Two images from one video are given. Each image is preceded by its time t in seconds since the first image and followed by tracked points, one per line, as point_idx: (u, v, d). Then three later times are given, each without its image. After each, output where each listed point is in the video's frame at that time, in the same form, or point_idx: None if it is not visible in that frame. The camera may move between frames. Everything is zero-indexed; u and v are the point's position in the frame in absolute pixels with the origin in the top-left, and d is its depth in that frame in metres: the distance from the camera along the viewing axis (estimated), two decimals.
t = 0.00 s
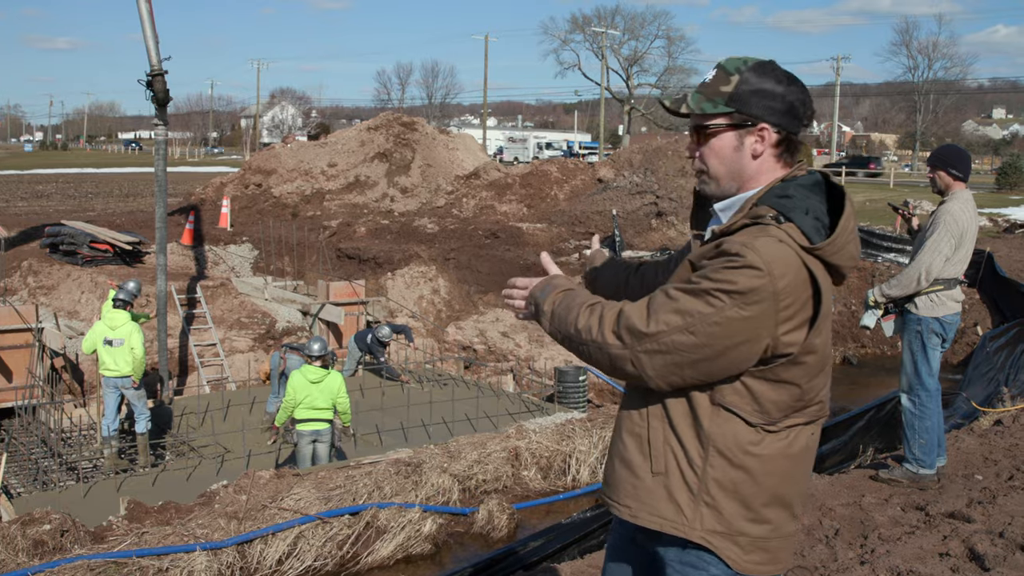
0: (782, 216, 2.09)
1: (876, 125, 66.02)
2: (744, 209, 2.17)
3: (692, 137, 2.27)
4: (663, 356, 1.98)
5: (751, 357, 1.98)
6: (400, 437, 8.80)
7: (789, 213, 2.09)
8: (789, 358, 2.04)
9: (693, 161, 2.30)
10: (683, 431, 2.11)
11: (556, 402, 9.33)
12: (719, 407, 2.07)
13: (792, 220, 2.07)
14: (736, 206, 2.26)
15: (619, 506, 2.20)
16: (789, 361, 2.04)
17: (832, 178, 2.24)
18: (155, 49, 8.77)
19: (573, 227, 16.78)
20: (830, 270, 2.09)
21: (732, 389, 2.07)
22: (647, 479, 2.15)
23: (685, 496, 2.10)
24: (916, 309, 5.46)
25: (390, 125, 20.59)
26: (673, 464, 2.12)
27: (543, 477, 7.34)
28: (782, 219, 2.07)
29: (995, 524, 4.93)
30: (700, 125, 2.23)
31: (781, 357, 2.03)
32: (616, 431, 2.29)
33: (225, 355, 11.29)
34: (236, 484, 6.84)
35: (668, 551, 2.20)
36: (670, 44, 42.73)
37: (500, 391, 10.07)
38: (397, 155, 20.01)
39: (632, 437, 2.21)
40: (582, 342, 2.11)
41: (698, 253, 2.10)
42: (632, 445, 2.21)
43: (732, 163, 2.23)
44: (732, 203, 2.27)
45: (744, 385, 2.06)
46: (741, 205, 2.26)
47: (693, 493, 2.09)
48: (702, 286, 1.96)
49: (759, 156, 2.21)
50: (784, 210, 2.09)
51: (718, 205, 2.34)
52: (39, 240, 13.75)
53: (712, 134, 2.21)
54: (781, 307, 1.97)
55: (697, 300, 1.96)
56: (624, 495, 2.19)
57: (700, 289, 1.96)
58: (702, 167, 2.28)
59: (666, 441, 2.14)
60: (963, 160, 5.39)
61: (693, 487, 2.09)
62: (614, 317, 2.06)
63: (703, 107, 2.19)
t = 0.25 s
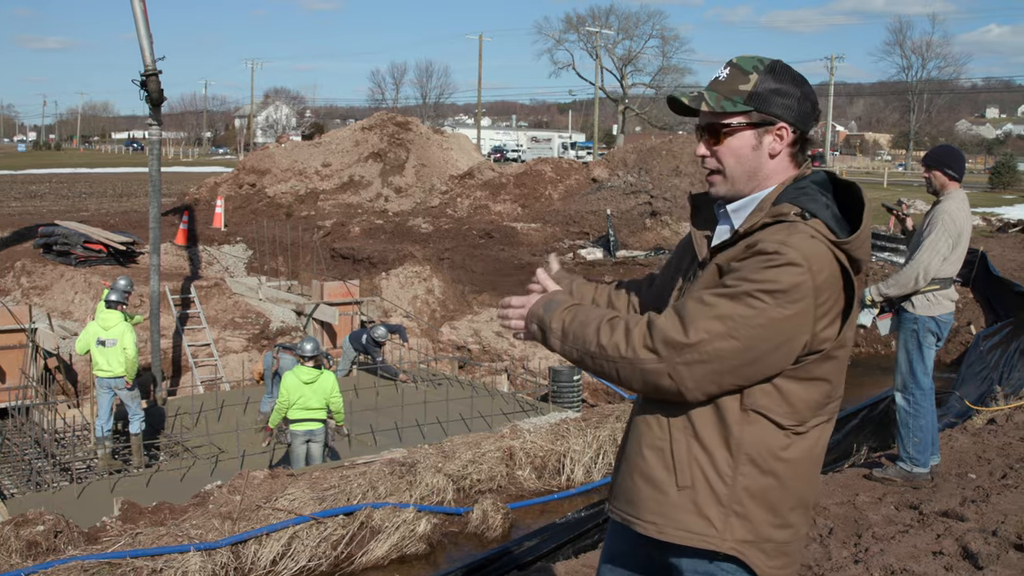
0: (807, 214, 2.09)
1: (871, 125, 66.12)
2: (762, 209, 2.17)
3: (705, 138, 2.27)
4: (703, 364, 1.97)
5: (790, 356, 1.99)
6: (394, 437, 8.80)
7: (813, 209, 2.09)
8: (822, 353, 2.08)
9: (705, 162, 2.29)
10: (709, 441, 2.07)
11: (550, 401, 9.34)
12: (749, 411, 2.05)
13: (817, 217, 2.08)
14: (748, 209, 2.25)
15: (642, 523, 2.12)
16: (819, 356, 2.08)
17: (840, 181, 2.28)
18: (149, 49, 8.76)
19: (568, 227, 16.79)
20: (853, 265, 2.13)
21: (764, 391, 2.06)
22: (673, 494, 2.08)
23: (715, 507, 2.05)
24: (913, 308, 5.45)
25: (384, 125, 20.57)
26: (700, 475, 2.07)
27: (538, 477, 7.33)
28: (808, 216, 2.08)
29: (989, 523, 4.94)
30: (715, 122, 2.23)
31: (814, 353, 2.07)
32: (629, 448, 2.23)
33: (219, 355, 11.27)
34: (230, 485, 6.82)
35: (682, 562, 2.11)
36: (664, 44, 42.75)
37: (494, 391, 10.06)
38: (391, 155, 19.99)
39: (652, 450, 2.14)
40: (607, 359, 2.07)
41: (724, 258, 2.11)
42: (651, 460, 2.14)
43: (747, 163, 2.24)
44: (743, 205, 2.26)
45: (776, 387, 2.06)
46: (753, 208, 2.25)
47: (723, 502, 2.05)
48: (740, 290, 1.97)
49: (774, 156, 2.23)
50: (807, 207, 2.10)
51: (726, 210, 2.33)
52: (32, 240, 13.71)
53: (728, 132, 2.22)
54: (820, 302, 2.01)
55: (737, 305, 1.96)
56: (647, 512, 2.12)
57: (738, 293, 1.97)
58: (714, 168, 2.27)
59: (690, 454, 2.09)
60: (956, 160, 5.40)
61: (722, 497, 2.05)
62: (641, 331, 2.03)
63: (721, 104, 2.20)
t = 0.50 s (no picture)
0: (821, 208, 2.10)
1: (865, 122, 66.20)
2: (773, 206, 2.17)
3: (711, 134, 2.25)
4: (743, 368, 1.92)
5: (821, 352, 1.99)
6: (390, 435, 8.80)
7: (825, 204, 2.11)
8: (842, 346, 2.10)
9: (709, 159, 2.28)
10: (736, 445, 2.03)
11: (547, 400, 9.35)
12: (775, 410, 2.03)
13: (831, 211, 2.09)
14: (755, 208, 2.26)
15: (671, 532, 2.07)
16: (840, 349, 2.09)
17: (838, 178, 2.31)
18: (143, 49, 8.74)
19: (563, 226, 16.79)
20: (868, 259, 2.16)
21: (790, 389, 2.04)
22: (703, 500, 2.04)
23: (746, 509, 2.02)
24: (911, 305, 5.46)
25: (378, 124, 20.56)
26: (728, 480, 2.03)
27: (534, 476, 7.34)
28: (822, 211, 2.09)
29: (985, 519, 4.95)
30: (722, 118, 2.22)
31: (836, 346, 2.08)
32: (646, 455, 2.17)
33: (215, 355, 11.26)
34: (226, 485, 6.82)
35: (704, 564, 2.09)
36: (659, 42, 42.77)
37: (490, 390, 10.06)
38: (386, 154, 19.98)
39: (677, 458, 2.09)
40: (640, 369, 1.99)
41: (746, 257, 2.09)
42: (676, 467, 2.09)
43: (754, 159, 2.24)
44: (750, 203, 2.27)
45: (801, 383, 2.05)
46: (760, 205, 2.26)
47: (754, 504, 2.03)
48: (773, 288, 1.95)
49: (781, 152, 2.24)
50: (818, 202, 2.11)
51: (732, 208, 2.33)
52: (27, 241, 13.68)
53: (736, 128, 2.22)
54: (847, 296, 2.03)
55: (772, 304, 1.94)
56: (675, 520, 2.07)
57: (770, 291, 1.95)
58: (720, 166, 2.26)
59: (717, 458, 2.04)
60: (953, 159, 5.41)
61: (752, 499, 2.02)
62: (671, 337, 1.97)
63: (730, 99, 2.19)
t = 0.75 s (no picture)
0: (821, 204, 2.14)
1: (865, 121, 66.20)
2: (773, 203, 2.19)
3: (712, 127, 2.23)
4: (849, 404, 1.93)
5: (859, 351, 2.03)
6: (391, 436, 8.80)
7: (823, 199, 2.15)
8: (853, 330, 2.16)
9: (710, 153, 2.26)
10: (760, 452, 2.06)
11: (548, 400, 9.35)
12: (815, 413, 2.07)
13: (830, 207, 2.14)
14: (753, 204, 2.27)
15: (695, 541, 2.07)
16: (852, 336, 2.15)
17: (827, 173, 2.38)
18: (142, 51, 8.74)
19: (563, 226, 16.79)
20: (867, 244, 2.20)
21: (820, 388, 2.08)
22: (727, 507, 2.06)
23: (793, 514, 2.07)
24: (915, 303, 5.46)
25: (378, 125, 20.55)
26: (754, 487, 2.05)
27: (535, 476, 7.34)
28: (821, 207, 2.13)
29: (987, 518, 4.95)
30: (727, 109, 2.20)
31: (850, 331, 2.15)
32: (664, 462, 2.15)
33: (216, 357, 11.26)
34: (227, 486, 6.81)
35: (706, 562, 2.09)
36: (658, 42, 42.80)
37: (491, 391, 10.06)
38: (386, 155, 19.99)
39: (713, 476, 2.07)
40: (770, 455, 1.90)
41: (773, 268, 2.05)
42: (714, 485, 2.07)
43: (756, 153, 2.23)
44: (747, 200, 2.27)
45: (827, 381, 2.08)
46: (757, 203, 2.27)
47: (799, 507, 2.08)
48: (836, 310, 1.94)
49: (780, 149, 2.26)
50: (818, 199, 2.15)
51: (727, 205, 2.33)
52: (28, 243, 13.69)
53: (741, 121, 2.20)
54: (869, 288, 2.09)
55: (841, 327, 1.93)
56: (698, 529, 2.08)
57: (829, 313, 1.94)
58: (720, 160, 2.24)
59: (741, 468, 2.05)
60: (952, 156, 5.41)
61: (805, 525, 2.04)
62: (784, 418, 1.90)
63: (737, 90, 2.17)
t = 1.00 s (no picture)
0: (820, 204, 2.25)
1: (866, 120, 66.16)
2: (777, 201, 2.22)
3: (736, 121, 2.26)
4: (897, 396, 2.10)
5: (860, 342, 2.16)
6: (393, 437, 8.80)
7: (822, 199, 2.29)
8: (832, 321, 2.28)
9: (728, 148, 2.27)
10: (780, 452, 2.11)
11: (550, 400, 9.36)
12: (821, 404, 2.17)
13: (825, 207, 2.27)
14: (757, 203, 2.29)
15: (718, 541, 2.12)
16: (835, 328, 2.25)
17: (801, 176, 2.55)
18: (143, 52, 8.75)
19: (564, 225, 16.78)
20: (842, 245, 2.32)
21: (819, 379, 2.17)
22: (751, 506, 2.11)
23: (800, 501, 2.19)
24: (915, 301, 5.44)
25: (379, 126, 20.54)
26: (776, 484, 2.12)
27: (538, 476, 7.34)
28: (819, 207, 2.24)
29: (989, 516, 4.94)
30: (752, 104, 2.26)
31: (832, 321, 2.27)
32: (683, 465, 2.15)
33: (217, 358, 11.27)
34: (230, 488, 6.81)
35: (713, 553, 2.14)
36: (658, 41, 42.79)
37: (493, 391, 10.06)
38: (387, 156, 20.00)
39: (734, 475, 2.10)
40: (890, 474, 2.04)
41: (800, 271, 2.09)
42: (739, 485, 2.11)
43: (769, 152, 2.28)
44: (750, 199, 2.29)
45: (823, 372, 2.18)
46: (760, 202, 2.29)
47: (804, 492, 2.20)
48: (869, 314, 2.05)
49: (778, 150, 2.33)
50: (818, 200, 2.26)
51: (728, 205, 2.33)
52: (29, 245, 13.69)
53: (765, 117, 2.26)
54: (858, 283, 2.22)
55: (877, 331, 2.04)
56: (726, 531, 2.11)
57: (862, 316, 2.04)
58: (738, 155, 2.26)
59: (762, 466, 2.11)
60: (952, 152, 5.41)
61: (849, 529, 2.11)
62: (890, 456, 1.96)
63: (765, 86, 2.24)
